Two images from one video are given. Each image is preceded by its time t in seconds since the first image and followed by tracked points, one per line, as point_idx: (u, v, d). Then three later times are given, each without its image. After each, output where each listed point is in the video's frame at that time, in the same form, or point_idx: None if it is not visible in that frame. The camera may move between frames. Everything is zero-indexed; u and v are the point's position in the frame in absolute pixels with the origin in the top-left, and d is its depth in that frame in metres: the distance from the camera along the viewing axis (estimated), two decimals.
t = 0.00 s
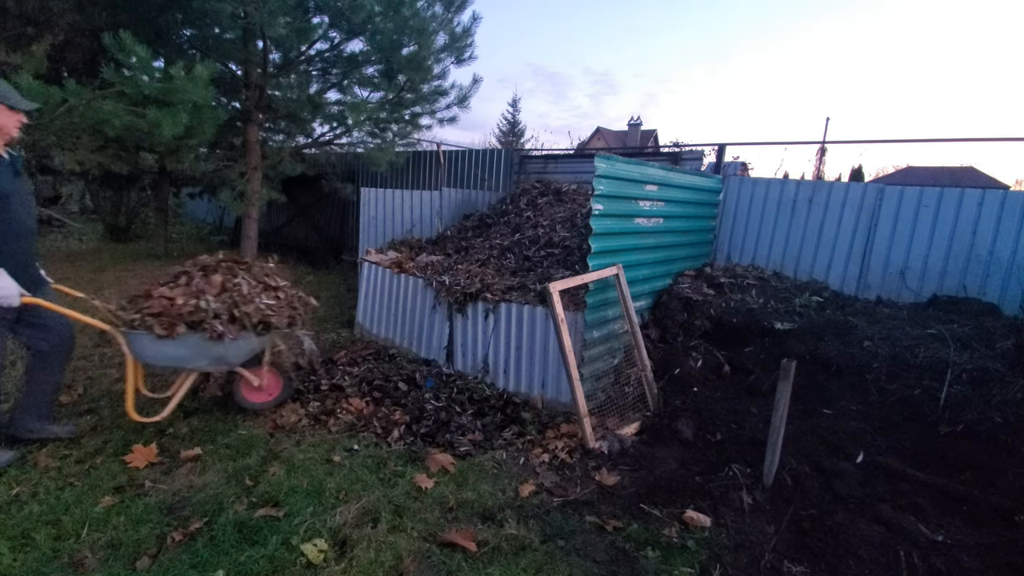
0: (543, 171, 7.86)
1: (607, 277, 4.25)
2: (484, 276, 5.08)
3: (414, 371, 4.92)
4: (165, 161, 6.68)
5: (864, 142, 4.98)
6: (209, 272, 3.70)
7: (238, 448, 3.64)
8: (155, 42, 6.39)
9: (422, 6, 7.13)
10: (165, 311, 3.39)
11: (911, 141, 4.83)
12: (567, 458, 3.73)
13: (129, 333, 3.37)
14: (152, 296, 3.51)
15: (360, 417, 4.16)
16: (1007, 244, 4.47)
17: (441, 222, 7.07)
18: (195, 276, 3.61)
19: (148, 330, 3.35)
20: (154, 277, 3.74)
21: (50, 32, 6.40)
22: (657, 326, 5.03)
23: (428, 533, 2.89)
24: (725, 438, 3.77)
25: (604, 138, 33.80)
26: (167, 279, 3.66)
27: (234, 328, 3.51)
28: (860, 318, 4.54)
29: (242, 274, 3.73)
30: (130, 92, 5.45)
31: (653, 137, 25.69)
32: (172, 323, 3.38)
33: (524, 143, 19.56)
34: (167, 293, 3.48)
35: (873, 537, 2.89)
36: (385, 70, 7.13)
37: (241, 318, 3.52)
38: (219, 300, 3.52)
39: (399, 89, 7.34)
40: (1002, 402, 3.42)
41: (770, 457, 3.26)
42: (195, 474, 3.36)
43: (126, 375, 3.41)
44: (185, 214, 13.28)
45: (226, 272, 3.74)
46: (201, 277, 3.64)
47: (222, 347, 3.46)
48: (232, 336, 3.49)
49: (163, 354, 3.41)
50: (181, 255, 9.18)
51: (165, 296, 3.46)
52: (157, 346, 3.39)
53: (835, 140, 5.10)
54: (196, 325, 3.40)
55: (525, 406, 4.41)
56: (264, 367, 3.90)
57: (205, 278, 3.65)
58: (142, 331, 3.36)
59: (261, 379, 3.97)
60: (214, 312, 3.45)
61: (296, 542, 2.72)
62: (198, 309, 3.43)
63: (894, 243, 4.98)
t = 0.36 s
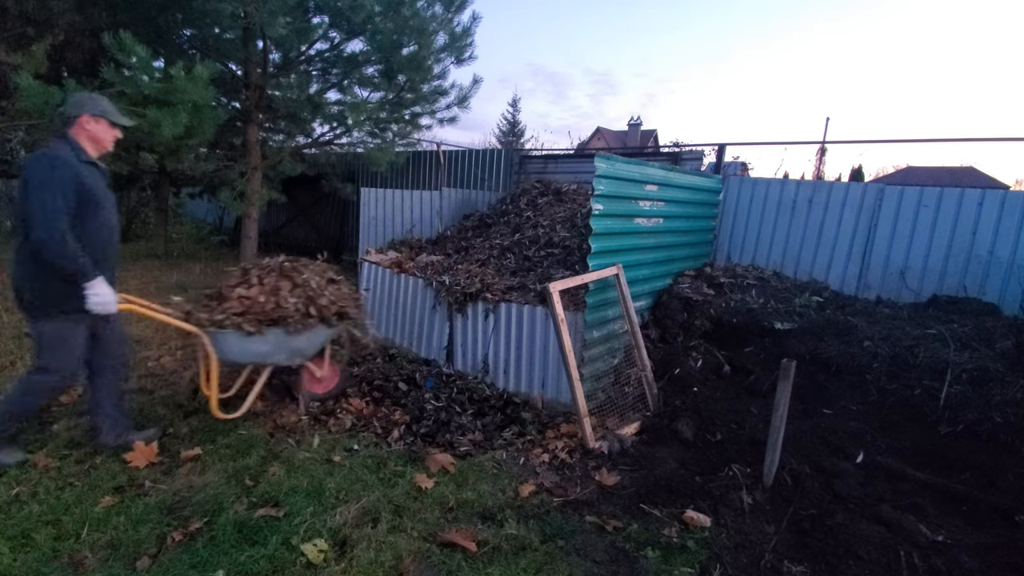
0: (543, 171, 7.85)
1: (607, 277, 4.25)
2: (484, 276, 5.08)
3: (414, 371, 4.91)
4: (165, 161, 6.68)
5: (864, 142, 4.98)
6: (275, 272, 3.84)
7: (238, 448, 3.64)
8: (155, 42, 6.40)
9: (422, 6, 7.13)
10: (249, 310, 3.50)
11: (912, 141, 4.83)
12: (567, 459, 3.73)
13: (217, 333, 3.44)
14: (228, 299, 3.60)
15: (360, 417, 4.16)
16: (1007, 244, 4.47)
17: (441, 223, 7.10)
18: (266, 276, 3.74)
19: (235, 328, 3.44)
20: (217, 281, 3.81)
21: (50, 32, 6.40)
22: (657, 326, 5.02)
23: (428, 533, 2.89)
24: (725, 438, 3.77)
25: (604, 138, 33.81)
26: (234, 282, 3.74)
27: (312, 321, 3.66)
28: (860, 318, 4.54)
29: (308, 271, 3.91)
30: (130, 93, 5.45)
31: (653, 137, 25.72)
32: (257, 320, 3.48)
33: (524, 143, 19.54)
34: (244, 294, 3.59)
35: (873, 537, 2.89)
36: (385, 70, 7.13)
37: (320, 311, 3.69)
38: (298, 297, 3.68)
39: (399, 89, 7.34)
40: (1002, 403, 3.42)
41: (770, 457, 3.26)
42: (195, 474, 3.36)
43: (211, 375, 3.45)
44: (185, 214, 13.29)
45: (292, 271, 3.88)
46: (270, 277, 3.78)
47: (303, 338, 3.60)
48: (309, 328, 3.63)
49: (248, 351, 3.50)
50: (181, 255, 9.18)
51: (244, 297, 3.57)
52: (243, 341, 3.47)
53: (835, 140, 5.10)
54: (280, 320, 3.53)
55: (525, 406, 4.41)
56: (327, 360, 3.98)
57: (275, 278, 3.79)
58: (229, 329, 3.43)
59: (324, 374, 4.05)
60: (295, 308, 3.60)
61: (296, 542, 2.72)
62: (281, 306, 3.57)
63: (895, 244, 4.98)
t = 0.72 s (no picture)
0: (543, 171, 7.85)
1: (607, 277, 4.25)
2: (484, 276, 5.08)
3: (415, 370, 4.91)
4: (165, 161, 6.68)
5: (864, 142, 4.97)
6: (349, 278, 4.45)
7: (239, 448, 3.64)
8: (155, 42, 6.39)
9: (422, 6, 7.13)
10: (333, 314, 4.05)
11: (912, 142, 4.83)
12: (567, 458, 3.73)
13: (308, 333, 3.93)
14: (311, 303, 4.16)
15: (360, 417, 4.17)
16: (1007, 244, 4.47)
17: (441, 222, 7.09)
18: (343, 281, 4.35)
19: (323, 330, 3.94)
20: (295, 286, 4.38)
21: (50, 32, 6.40)
22: (657, 326, 5.03)
23: (428, 533, 2.89)
24: (725, 437, 3.77)
25: (604, 138, 33.80)
26: (313, 286, 4.34)
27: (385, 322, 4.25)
28: (860, 318, 4.54)
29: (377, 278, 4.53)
30: (130, 93, 5.45)
31: (653, 137, 25.72)
32: (342, 322, 4.02)
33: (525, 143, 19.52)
34: (327, 298, 4.17)
35: (873, 537, 2.89)
36: (385, 70, 7.14)
37: (393, 313, 4.29)
38: (373, 301, 4.25)
39: (399, 89, 7.35)
40: (1002, 403, 3.42)
41: (770, 457, 3.26)
42: (195, 474, 3.36)
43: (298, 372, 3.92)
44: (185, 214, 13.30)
45: (363, 276, 4.48)
46: (345, 282, 4.39)
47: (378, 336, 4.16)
48: (383, 327, 4.21)
49: (331, 349, 4.00)
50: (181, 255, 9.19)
51: (327, 301, 4.14)
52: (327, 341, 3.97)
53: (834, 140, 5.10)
54: (360, 321, 4.08)
55: (525, 406, 4.42)
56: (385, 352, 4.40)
57: (350, 283, 4.39)
58: (317, 331, 3.93)
59: (382, 365, 4.40)
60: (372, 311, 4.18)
61: (296, 542, 2.72)
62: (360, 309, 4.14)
63: (895, 244, 4.98)
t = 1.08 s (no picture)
0: (543, 171, 7.85)
1: (607, 277, 4.25)
2: (484, 276, 5.07)
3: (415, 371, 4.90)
4: (165, 161, 6.68)
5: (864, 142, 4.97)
6: (378, 276, 4.49)
7: (239, 447, 3.64)
8: (155, 42, 6.39)
9: (422, 6, 7.14)
10: (372, 312, 4.20)
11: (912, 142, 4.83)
12: (567, 459, 3.73)
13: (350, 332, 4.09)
14: (347, 303, 4.26)
15: (360, 417, 4.17)
16: (1007, 244, 4.47)
17: (441, 222, 7.09)
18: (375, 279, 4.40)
19: (364, 329, 4.13)
20: (327, 286, 4.47)
21: (50, 32, 6.40)
22: (657, 326, 5.03)
23: (428, 533, 2.89)
24: (725, 438, 3.77)
25: (604, 138, 33.78)
26: (346, 286, 4.39)
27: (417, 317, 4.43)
28: (860, 318, 4.54)
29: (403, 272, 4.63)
30: (130, 93, 5.45)
31: (653, 137, 25.72)
32: (380, 320, 4.20)
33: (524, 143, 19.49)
34: (362, 297, 4.26)
35: (873, 537, 2.89)
36: (385, 70, 7.14)
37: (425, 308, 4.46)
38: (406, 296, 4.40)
39: (399, 89, 7.35)
40: (1002, 403, 3.42)
41: (770, 457, 3.26)
42: (195, 474, 3.35)
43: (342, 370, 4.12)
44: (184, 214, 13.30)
45: (392, 272, 4.55)
46: (376, 279, 4.44)
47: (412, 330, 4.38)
48: (417, 322, 4.41)
49: (371, 345, 4.20)
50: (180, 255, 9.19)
51: (363, 300, 4.24)
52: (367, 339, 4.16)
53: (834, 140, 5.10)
54: (397, 318, 4.26)
55: (525, 406, 4.43)
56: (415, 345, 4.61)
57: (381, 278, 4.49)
58: (359, 330, 4.11)
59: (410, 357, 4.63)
60: (406, 307, 4.34)
61: (296, 542, 2.72)
62: (396, 306, 4.30)
63: (895, 244, 4.98)
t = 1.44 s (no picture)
0: (543, 171, 7.85)
1: (607, 277, 4.25)
2: (484, 276, 5.07)
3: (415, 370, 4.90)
4: (165, 161, 6.68)
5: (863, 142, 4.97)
6: (382, 277, 4.47)
7: (239, 447, 3.64)
8: (155, 42, 6.39)
9: (422, 6, 7.14)
10: (377, 315, 4.20)
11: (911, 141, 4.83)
12: (567, 458, 3.73)
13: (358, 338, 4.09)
14: (352, 307, 4.24)
15: (360, 417, 4.16)
16: (1008, 244, 4.47)
17: (441, 222, 7.08)
18: (378, 281, 4.37)
19: (371, 333, 4.12)
20: (332, 291, 4.45)
21: (50, 32, 6.40)
22: (657, 326, 5.03)
23: (428, 533, 2.89)
24: (725, 438, 3.77)
25: (604, 138, 33.78)
26: (350, 289, 4.37)
27: (422, 318, 4.44)
28: (860, 318, 4.54)
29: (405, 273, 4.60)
30: (130, 92, 5.45)
31: (653, 137, 25.73)
32: (387, 322, 4.20)
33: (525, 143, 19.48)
34: (367, 301, 4.24)
35: (873, 537, 2.89)
36: (385, 70, 7.15)
37: (430, 309, 4.48)
38: (411, 297, 4.40)
39: (399, 89, 7.35)
40: (1001, 402, 3.42)
41: (770, 457, 3.26)
42: (195, 474, 3.35)
43: (352, 374, 4.14)
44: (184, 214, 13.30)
45: (395, 273, 4.52)
46: (380, 281, 4.42)
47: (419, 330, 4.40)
48: (422, 322, 4.43)
49: (379, 349, 4.21)
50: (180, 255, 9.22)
51: (368, 304, 4.23)
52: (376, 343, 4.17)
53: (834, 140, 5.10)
54: (402, 320, 4.27)
55: (525, 406, 4.43)
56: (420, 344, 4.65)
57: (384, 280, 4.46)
58: (367, 336, 4.09)
59: (417, 354, 4.68)
60: (411, 308, 4.34)
61: (296, 542, 2.72)
62: (400, 308, 4.30)
63: (895, 243, 4.98)
